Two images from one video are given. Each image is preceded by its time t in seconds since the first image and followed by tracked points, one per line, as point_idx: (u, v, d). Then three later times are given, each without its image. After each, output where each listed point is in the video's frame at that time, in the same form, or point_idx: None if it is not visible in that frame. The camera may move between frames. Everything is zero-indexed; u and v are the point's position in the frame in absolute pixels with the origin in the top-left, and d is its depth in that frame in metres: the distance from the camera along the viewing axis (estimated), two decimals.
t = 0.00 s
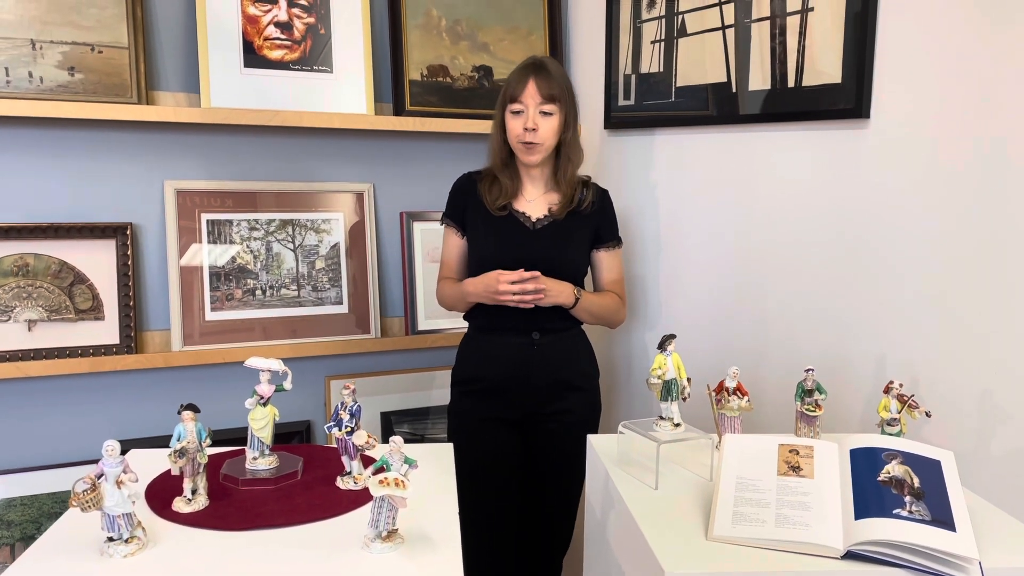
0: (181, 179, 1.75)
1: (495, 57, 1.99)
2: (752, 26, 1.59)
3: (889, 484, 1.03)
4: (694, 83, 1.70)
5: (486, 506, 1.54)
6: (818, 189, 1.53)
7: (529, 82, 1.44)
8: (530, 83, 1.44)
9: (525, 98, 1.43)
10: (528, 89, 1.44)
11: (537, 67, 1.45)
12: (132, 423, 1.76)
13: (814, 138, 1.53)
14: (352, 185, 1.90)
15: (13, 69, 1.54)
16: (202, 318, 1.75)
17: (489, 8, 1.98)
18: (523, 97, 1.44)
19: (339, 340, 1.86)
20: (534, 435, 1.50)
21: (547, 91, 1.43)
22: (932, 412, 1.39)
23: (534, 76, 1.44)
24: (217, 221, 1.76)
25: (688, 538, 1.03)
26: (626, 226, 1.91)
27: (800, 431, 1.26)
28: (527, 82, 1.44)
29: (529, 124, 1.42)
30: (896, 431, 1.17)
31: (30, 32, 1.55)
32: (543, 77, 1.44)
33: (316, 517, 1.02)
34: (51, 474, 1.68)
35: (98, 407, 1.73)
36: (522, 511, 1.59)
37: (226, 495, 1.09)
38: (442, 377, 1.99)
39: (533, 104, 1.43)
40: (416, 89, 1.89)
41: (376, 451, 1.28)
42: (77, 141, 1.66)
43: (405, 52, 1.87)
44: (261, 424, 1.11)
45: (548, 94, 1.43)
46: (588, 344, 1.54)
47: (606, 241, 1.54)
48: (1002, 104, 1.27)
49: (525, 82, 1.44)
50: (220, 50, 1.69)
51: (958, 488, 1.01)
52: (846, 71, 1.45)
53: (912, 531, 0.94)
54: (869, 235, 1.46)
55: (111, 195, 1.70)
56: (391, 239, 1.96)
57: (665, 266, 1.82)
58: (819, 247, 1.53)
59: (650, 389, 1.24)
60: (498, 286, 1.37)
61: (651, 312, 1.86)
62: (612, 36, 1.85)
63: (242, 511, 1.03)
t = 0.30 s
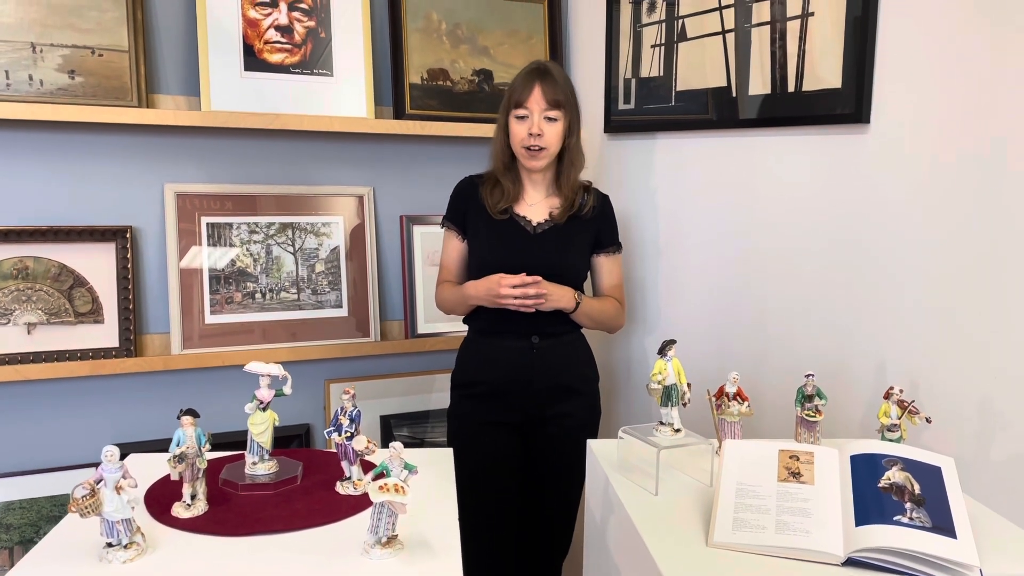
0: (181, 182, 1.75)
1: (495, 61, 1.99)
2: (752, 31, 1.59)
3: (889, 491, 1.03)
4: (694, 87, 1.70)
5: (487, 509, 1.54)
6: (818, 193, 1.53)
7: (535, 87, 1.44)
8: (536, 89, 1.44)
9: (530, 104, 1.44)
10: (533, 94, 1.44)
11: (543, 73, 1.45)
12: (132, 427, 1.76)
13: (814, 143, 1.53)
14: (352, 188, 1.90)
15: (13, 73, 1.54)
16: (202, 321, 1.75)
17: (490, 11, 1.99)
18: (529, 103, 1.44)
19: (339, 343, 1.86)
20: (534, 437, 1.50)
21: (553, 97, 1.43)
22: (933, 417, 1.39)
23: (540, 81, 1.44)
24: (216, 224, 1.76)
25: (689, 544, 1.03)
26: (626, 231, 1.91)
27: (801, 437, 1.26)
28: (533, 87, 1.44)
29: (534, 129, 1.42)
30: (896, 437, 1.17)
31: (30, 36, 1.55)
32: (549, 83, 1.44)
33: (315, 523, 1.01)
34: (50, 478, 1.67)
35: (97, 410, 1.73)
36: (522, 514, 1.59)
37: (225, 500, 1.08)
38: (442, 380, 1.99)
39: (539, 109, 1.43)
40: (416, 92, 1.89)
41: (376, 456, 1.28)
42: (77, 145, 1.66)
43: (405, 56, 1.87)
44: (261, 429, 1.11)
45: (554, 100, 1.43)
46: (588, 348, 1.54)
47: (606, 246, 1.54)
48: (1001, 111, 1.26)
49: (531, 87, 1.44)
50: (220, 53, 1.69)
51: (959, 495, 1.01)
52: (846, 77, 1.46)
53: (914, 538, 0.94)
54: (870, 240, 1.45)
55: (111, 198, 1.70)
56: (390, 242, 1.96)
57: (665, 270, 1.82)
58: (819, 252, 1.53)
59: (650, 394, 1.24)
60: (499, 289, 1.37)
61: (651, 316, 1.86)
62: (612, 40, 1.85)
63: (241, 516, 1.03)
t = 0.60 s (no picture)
0: (181, 186, 1.75)
1: (495, 65, 1.99)
2: (752, 35, 1.59)
3: (890, 497, 1.02)
4: (694, 91, 1.70)
5: (486, 512, 1.53)
6: (818, 198, 1.53)
7: (537, 91, 1.44)
8: (539, 92, 1.44)
9: (533, 107, 1.43)
10: (536, 98, 1.44)
11: (546, 77, 1.45)
12: (131, 430, 1.76)
13: (814, 148, 1.53)
14: (351, 192, 1.90)
15: (13, 76, 1.54)
16: (201, 324, 1.74)
17: (489, 15, 1.99)
18: (532, 106, 1.43)
19: (338, 347, 1.86)
20: (533, 439, 1.50)
21: (556, 101, 1.43)
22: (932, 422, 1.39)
23: (543, 85, 1.44)
24: (216, 228, 1.76)
25: (689, 550, 1.03)
26: (626, 234, 1.91)
27: (800, 442, 1.26)
28: (536, 91, 1.43)
29: (536, 133, 1.42)
30: (896, 442, 1.16)
31: (29, 39, 1.55)
32: (551, 87, 1.44)
33: (315, 528, 1.01)
34: (49, 482, 1.67)
35: (97, 414, 1.73)
36: (521, 516, 1.58)
37: (224, 506, 1.08)
38: (441, 384, 1.99)
39: (541, 113, 1.43)
40: (416, 96, 1.89)
41: (375, 461, 1.28)
42: (77, 148, 1.66)
43: (405, 59, 1.87)
44: (260, 434, 1.11)
45: (557, 104, 1.43)
46: (587, 353, 1.54)
47: (605, 250, 1.54)
48: (999, 113, 1.28)
49: (534, 91, 1.43)
50: (220, 57, 1.69)
51: (959, 501, 1.01)
52: (846, 82, 1.46)
53: (914, 545, 0.94)
54: (870, 244, 1.45)
55: (111, 201, 1.70)
56: (390, 246, 1.96)
57: (665, 274, 1.82)
58: (819, 257, 1.53)
59: (650, 400, 1.24)
60: (500, 294, 1.37)
61: (650, 320, 1.86)
62: (612, 43, 1.85)
63: (240, 522, 1.03)
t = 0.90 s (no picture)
0: (181, 188, 1.75)
1: (495, 67, 1.99)
2: (752, 38, 1.59)
3: (890, 500, 1.02)
4: (695, 94, 1.71)
5: (486, 515, 1.53)
6: (818, 200, 1.53)
7: (537, 92, 1.44)
8: (540, 93, 1.44)
9: (533, 108, 1.43)
10: (537, 99, 1.44)
11: (546, 78, 1.45)
12: (130, 433, 1.76)
13: (813, 150, 1.53)
14: (351, 194, 1.90)
15: (12, 78, 1.54)
16: (201, 326, 1.74)
17: (490, 18, 1.99)
18: (532, 106, 1.43)
19: (337, 350, 1.85)
20: (531, 441, 1.49)
21: (556, 102, 1.44)
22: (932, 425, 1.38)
23: (543, 86, 1.44)
24: (216, 230, 1.76)
25: (687, 553, 1.02)
26: (625, 235, 1.93)
27: (800, 444, 1.25)
28: (536, 92, 1.43)
29: (537, 134, 1.42)
30: (896, 445, 1.16)
31: (30, 41, 1.56)
32: (551, 88, 1.44)
33: (313, 531, 1.01)
34: (48, 484, 1.67)
35: (96, 416, 1.73)
36: (520, 519, 1.58)
37: (223, 508, 1.08)
38: (440, 386, 1.99)
39: (542, 114, 1.43)
40: (416, 99, 1.89)
41: (374, 464, 1.28)
42: (77, 150, 1.66)
43: (405, 62, 1.88)
44: (259, 436, 1.10)
45: (557, 105, 1.44)
46: (586, 355, 1.53)
47: (603, 251, 1.54)
48: (1000, 116, 1.25)
49: (535, 92, 1.43)
50: (220, 59, 1.69)
51: (959, 504, 1.01)
52: (846, 84, 1.46)
53: (915, 548, 0.94)
54: (870, 247, 1.45)
55: (111, 203, 1.70)
56: (390, 248, 1.96)
57: (664, 275, 1.83)
58: (819, 259, 1.53)
59: (650, 402, 1.24)
60: (493, 293, 1.37)
61: (651, 322, 1.87)
62: (613, 46, 1.86)
63: (239, 524, 1.02)
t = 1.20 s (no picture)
0: (180, 191, 1.76)
1: (494, 71, 2.00)
2: (750, 41, 1.60)
3: (887, 504, 1.02)
4: (693, 97, 1.71)
5: (485, 519, 1.53)
6: (816, 203, 1.53)
7: (531, 95, 1.45)
8: (533, 97, 1.44)
9: (527, 112, 1.44)
10: (531, 103, 1.44)
11: (539, 81, 1.45)
12: (129, 435, 1.76)
13: (811, 153, 1.53)
14: (350, 197, 1.90)
15: (12, 82, 1.55)
16: (200, 329, 1.75)
17: (489, 21, 2.00)
18: (526, 110, 1.44)
19: (336, 352, 1.86)
20: (528, 444, 1.49)
21: (550, 105, 1.44)
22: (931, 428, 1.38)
23: (537, 89, 1.44)
24: (215, 233, 1.76)
25: (685, 557, 1.02)
26: (623, 238, 1.93)
27: (798, 447, 1.26)
28: (530, 95, 1.44)
29: (531, 138, 1.42)
30: (893, 449, 1.16)
31: (29, 45, 1.56)
32: (545, 91, 1.44)
33: (310, 534, 1.01)
34: (48, 487, 1.67)
35: (95, 419, 1.73)
36: (518, 523, 1.58)
37: (221, 512, 1.08)
38: (438, 389, 1.99)
39: (536, 117, 1.43)
40: (415, 102, 1.90)
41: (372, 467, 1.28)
42: (77, 153, 1.67)
43: (404, 64, 1.88)
44: (257, 440, 1.10)
45: (550, 108, 1.44)
46: (583, 358, 1.53)
47: (599, 252, 1.54)
48: (999, 118, 1.26)
49: (529, 95, 1.44)
50: (219, 62, 1.70)
51: (957, 508, 1.01)
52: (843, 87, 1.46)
53: (912, 552, 0.94)
54: (868, 249, 1.45)
55: (110, 206, 1.70)
56: (389, 251, 1.96)
57: (662, 278, 1.83)
58: (817, 262, 1.53)
59: (647, 406, 1.24)
60: (488, 301, 1.37)
61: (649, 326, 1.87)
62: (612, 49, 1.87)
63: (236, 528, 1.03)
